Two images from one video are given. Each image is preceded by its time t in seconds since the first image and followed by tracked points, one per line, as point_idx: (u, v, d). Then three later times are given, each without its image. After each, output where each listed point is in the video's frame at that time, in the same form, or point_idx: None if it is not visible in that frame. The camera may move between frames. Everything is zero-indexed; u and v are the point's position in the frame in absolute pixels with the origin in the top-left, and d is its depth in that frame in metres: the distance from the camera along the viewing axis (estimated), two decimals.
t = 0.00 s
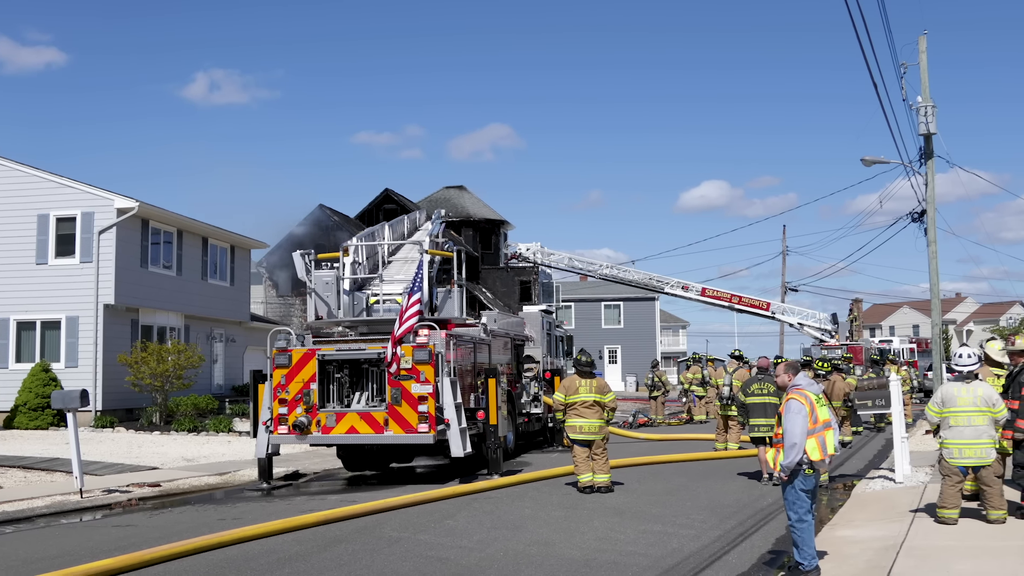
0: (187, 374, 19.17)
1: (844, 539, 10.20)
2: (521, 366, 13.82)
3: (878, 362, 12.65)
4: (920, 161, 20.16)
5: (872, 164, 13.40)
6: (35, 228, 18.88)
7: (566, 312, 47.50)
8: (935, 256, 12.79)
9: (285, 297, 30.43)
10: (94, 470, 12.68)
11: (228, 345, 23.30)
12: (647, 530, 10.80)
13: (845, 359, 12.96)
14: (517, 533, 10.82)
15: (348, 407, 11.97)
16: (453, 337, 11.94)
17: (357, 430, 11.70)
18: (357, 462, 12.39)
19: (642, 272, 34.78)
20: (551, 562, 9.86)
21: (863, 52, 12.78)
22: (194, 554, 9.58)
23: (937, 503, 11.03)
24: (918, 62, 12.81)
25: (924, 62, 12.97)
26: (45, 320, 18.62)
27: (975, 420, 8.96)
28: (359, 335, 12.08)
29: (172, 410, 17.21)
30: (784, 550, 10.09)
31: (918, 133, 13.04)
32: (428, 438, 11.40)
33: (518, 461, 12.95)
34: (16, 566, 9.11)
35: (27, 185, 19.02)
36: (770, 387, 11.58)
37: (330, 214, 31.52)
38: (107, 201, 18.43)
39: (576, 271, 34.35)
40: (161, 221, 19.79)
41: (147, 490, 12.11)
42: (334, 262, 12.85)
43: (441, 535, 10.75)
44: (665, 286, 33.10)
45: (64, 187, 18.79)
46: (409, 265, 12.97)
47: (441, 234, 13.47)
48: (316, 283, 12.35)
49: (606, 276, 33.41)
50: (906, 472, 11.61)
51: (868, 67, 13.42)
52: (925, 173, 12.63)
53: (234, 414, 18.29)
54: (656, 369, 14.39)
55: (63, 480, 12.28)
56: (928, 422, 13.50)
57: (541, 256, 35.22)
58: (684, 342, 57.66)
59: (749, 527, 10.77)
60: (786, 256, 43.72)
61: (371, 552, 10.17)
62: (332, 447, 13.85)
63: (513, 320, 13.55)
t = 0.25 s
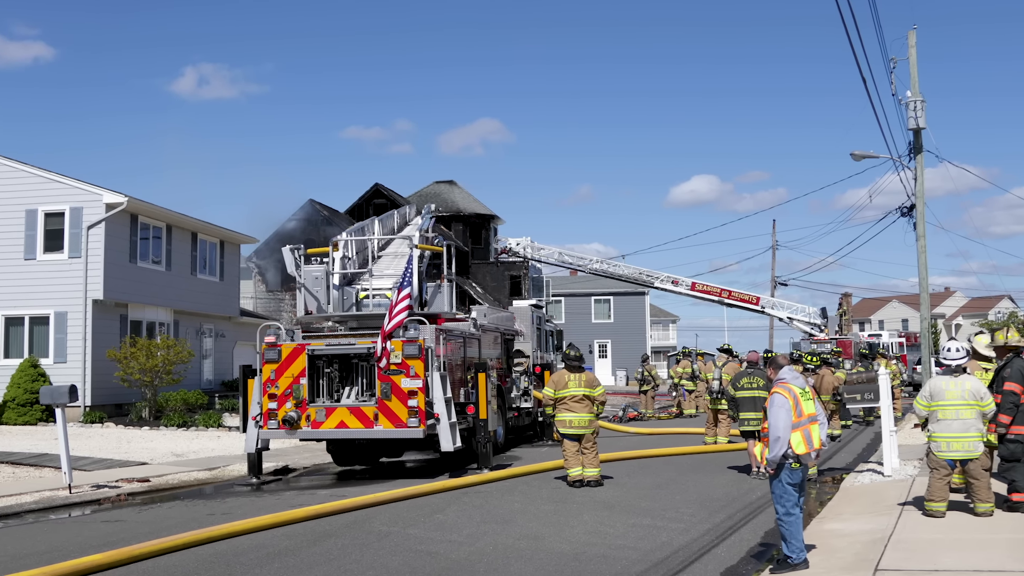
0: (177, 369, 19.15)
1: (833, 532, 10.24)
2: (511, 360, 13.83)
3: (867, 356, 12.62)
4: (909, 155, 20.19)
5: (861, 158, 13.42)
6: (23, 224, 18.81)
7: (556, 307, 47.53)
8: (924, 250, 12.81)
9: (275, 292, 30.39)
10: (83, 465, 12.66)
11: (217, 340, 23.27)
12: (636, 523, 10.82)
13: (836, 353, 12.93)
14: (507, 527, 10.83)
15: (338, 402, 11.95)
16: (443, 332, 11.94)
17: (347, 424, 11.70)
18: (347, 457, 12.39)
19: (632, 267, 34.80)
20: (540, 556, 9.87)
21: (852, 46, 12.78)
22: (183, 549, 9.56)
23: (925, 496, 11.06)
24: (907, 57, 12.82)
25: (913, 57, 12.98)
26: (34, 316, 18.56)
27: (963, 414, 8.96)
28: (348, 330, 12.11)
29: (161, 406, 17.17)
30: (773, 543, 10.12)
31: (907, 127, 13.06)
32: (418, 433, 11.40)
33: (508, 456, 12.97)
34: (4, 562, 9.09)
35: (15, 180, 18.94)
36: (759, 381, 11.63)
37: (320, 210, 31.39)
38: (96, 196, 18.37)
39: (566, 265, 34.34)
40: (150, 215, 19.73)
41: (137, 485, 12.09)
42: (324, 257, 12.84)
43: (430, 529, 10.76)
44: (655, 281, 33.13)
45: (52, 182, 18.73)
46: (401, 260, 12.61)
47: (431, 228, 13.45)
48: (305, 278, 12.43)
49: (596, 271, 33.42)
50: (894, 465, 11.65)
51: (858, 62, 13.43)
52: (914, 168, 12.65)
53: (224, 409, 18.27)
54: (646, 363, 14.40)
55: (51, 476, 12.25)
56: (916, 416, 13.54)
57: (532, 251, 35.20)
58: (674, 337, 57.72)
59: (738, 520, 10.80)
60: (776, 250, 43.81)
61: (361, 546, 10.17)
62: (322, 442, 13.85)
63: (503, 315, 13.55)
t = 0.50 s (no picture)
0: (160, 368, 19.07)
1: (816, 530, 10.26)
2: (496, 359, 13.83)
3: (851, 354, 12.67)
4: (892, 154, 20.26)
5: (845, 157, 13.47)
6: (6, 222, 18.70)
7: (541, 306, 47.56)
8: (907, 248, 12.86)
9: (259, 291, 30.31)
10: (65, 464, 12.59)
11: (201, 339, 23.19)
12: (621, 522, 10.83)
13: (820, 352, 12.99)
14: (492, 527, 10.82)
15: (322, 401, 11.91)
16: (427, 331, 11.91)
17: (331, 423, 11.67)
18: (331, 456, 12.36)
19: (617, 266, 34.83)
20: (525, 555, 9.86)
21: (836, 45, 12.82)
22: (167, 550, 9.51)
23: (908, 494, 11.11)
24: (890, 56, 12.87)
25: (896, 56, 13.03)
26: (16, 315, 18.45)
27: (946, 412, 8.96)
28: (333, 329, 12.06)
29: (145, 405, 17.10)
30: (757, 541, 10.14)
31: (890, 126, 13.11)
32: (402, 432, 11.38)
33: (493, 455, 12.96)
34: None
35: None
36: (744, 379, 11.68)
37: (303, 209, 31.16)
38: (79, 194, 18.28)
39: (551, 264, 34.33)
40: (133, 214, 19.64)
41: (119, 485, 12.03)
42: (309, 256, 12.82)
43: (415, 529, 10.74)
44: (640, 280, 33.17)
45: (34, 180, 18.62)
46: (384, 258, 12.73)
47: (416, 227, 13.43)
48: (290, 276, 12.39)
49: (581, 269, 33.44)
50: (877, 463, 11.69)
51: (841, 61, 13.47)
52: (897, 167, 12.70)
53: (207, 408, 18.21)
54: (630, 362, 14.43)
55: (33, 475, 12.18)
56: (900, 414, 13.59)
57: (516, 250, 35.18)
58: (659, 336, 57.82)
59: (723, 518, 10.82)
60: (760, 249, 43.94)
61: (345, 546, 10.14)
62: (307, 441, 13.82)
63: (487, 314, 13.54)
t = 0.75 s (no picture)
0: (143, 370, 19.00)
1: (799, 533, 10.28)
2: (481, 362, 13.83)
3: (834, 358, 12.71)
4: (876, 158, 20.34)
5: (829, 161, 13.50)
6: None
7: (526, 308, 47.57)
8: (891, 252, 12.91)
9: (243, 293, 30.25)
10: (47, 467, 12.52)
11: (184, 341, 23.12)
12: (605, 525, 10.83)
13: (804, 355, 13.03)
14: (476, 529, 10.80)
15: (306, 404, 11.88)
16: (412, 333, 11.90)
17: (315, 426, 11.64)
18: (315, 459, 12.33)
19: (602, 268, 34.87)
20: (508, 558, 9.86)
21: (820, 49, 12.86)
22: (149, 553, 9.47)
23: (891, 497, 11.15)
24: (874, 61, 12.91)
25: (880, 61, 13.08)
26: None
27: (928, 414, 8.99)
28: (316, 332, 12.06)
29: (128, 407, 17.03)
30: (740, 544, 10.16)
31: (874, 131, 13.15)
32: (386, 435, 11.36)
33: (477, 458, 12.95)
34: None
35: None
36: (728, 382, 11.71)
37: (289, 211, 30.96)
38: (62, 195, 18.20)
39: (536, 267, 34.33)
40: (118, 215, 19.56)
41: (102, 487, 11.98)
42: (293, 258, 12.78)
43: (398, 532, 10.72)
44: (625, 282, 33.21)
45: (18, 181, 18.54)
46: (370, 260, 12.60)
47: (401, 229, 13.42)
48: (274, 279, 12.43)
49: (566, 272, 33.47)
50: (860, 466, 11.72)
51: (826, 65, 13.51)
52: (881, 171, 12.75)
53: (190, 410, 18.14)
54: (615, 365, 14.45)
55: (14, 478, 12.11)
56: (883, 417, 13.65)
57: (502, 252, 35.17)
58: (644, 338, 57.87)
59: (706, 521, 10.83)
60: (745, 252, 44.07)
61: (328, 549, 10.11)
62: (291, 444, 13.78)
63: (472, 316, 13.53)
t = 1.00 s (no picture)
0: (122, 372, 18.90)
1: (778, 534, 10.31)
2: (461, 363, 13.83)
3: (815, 360, 12.78)
4: (855, 162, 20.45)
5: (809, 164, 13.56)
6: None
7: (507, 310, 47.59)
8: (870, 255, 12.98)
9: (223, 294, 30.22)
10: (23, 469, 12.43)
11: (164, 342, 23.02)
12: (584, 526, 10.83)
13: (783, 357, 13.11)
14: (455, 531, 10.79)
15: (286, 405, 11.84)
16: (392, 334, 11.89)
17: (295, 427, 11.59)
18: (295, 460, 12.29)
19: (583, 270, 34.91)
20: (487, 559, 9.84)
21: (801, 53, 12.91)
22: (127, 554, 9.40)
23: (869, 498, 11.20)
24: (855, 64, 12.97)
25: (860, 64, 13.14)
26: None
27: (906, 416, 8.99)
28: (296, 333, 12.03)
29: (106, 408, 16.93)
30: (719, 545, 10.18)
31: (854, 134, 13.22)
32: (366, 436, 11.32)
33: (458, 459, 12.94)
34: None
35: None
36: (708, 384, 11.75)
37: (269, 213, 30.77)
38: (40, 195, 18.09)
39: (517, 269, 34.34)
40: (96, 215, 19.45)
41: (79, 489, 11.90)
42: (274, 258, 12.74)
43: (378, 533, 10.69)
44: (606, 284, 33.26)
45: None
46: (349, 261, 12.85)
47: (382, 231, 13.41)
48: (254, 279, 12.32)
49: (547, 274, 33.49)
50: (839, 468, 11.77)
51: (807, 69, 13.56)
52: (861, 174, 12.81)
53: (169, 412, 18.06)
54: (596, 367, 14.49)
55: None
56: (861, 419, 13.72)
57: (482, 254, 35.17)
58: (624, 340, 57.96)
59: (686, 522, 10.84)
60: (726, 255, 44.24)
61: (307, 550, 10.08)
62: (270, 445, 13.73)
63: (453, 318, 13.53)
